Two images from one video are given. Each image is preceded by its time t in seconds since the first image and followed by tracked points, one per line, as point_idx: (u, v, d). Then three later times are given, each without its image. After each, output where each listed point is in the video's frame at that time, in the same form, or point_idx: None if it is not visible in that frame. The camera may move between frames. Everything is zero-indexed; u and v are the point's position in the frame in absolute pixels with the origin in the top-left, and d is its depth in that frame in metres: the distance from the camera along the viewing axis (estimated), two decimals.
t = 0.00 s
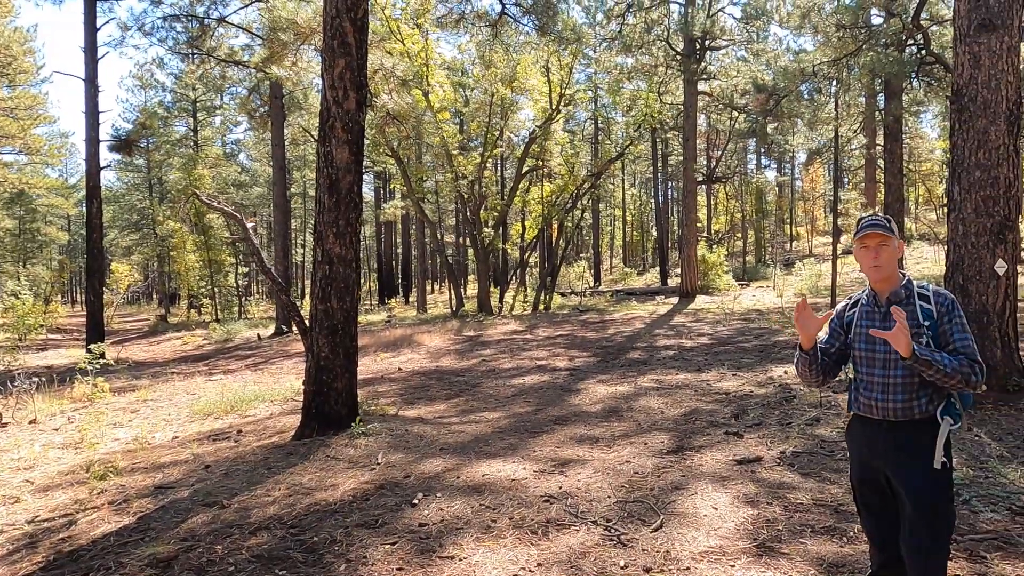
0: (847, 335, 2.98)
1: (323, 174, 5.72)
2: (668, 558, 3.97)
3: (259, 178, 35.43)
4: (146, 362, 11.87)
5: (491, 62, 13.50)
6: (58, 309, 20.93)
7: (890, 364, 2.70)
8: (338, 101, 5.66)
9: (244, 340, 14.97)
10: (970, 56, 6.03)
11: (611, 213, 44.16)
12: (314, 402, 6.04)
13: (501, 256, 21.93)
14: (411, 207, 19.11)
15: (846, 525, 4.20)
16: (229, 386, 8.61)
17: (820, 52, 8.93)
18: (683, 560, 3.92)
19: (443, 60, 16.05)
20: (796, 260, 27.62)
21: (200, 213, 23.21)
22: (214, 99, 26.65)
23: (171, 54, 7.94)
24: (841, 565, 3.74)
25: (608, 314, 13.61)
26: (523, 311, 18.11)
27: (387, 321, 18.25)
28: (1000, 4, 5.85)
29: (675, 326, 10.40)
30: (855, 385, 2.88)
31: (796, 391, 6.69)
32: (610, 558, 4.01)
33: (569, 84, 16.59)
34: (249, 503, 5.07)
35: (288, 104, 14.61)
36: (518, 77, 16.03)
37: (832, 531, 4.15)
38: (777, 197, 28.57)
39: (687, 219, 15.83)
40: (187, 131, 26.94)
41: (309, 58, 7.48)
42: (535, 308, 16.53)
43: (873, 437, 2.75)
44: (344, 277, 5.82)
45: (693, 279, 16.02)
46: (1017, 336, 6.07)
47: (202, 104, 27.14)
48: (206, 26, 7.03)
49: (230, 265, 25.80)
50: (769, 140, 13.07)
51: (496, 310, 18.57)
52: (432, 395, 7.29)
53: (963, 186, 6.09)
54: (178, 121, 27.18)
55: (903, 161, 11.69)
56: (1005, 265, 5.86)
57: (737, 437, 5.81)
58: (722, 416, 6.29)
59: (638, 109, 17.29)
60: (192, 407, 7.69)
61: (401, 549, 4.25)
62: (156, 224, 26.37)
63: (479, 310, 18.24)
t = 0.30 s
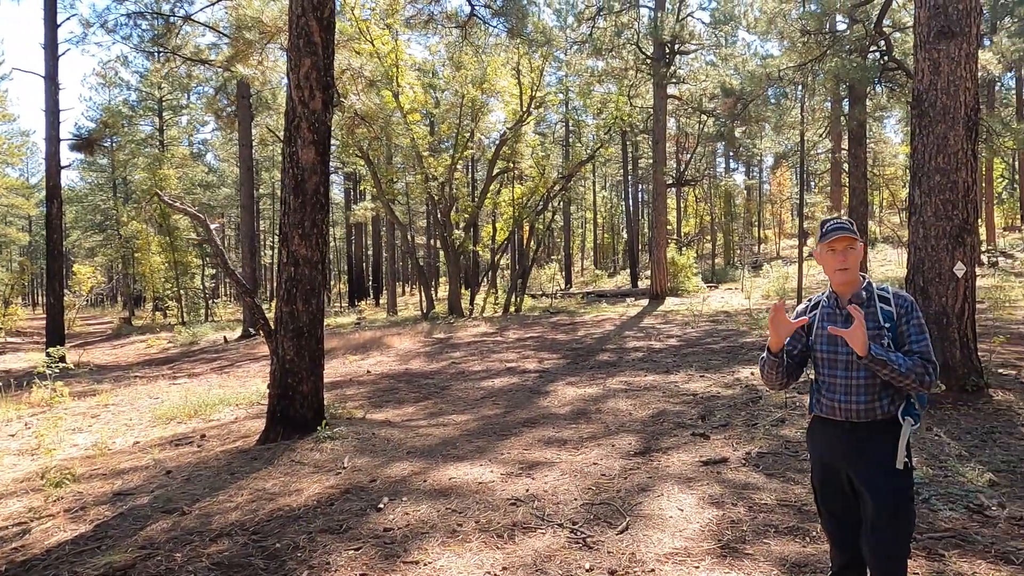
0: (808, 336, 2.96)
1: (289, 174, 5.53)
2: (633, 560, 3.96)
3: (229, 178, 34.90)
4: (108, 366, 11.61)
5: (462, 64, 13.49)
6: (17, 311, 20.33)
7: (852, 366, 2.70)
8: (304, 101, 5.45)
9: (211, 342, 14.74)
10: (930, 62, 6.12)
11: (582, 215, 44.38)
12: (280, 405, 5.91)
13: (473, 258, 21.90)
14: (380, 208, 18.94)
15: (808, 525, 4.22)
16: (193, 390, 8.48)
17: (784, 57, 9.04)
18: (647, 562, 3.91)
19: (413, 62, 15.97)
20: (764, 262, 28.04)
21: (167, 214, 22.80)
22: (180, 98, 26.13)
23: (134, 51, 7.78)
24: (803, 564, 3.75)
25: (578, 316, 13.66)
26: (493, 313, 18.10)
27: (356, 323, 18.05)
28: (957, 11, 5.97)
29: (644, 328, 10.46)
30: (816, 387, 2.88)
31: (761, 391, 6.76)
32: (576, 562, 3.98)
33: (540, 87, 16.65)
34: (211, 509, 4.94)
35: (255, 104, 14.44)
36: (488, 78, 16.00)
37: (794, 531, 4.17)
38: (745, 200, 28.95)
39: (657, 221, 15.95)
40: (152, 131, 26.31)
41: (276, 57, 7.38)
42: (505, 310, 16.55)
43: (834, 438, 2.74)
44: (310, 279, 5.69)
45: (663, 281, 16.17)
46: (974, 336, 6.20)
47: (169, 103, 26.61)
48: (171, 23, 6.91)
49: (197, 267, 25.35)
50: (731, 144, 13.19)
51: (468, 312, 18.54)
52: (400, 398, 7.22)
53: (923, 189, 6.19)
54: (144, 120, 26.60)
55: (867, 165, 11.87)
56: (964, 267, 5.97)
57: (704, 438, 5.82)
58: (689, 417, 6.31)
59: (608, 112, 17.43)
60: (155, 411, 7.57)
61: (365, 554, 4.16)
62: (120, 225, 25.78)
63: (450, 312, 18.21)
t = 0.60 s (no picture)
0: (771, 338, 2.96)
1: (252, 174, 5.41)
2: (600, 562, 3.83)
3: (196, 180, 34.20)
4: (66, 372, 11.28)
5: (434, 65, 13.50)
6: None
7: (816, 366, 2.69)
8: (268, 100, 5.34)
9: (175, 347, 14.42)
10: (893, 67, 6.15)
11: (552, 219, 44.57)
12: (243, 409, 5.75)
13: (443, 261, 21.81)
14: (351, 211, 18.76)
15: (773, 525, 4.15)
16: (155, 396, 8.30)
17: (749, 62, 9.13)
18: (614, 564, 3.79)
19: (383, 63, 15.85)
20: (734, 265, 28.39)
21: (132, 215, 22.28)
22: (146, 98, 25.56)
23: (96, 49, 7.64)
24: (769, 564, 3.65)
25: (548, 319, 13.70)
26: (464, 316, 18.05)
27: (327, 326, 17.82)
28: (919, 17, 5.99)
29: (614, 330, 10.48)
30: (781, 387, 2.87)
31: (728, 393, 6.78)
32: (542, 565, 3.84)
33: (511, 89, 16.70)
34: (170, 516, 4.71)
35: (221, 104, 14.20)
36: (458, 80, 16.04)
37: (760, 531, 4.09)
38: (715, 203, 29.32)
39: (627, 224, 16.08)
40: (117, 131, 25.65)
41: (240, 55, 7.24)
42: (477, 313, 16.54)
43: (800, 438, 2.73)
44: (275, 281, 5.55)
45: (633, 283, 16.30)
46: (935, 336, 6.31)
47: (134, 103, 26.02)
48: (136, 22, 6.80)
49: (163, 269, 24.81)
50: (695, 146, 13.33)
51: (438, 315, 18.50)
52: (368, 401, 7.11)
53: (887, 192, 6.26)
54: (108, 120, 25.91)
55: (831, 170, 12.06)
56: (925, 269, 6.05)
57: (672, 440, 5.77)
58: (658, 419, 6.26)
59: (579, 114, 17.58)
60: (116, 417, 7.40)
61: (329, 560, 3.97)
62: (82, 227, 25.05)
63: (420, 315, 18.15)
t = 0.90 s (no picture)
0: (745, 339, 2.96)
1: (217, 173, 5.29)
2: (571, 567, 3.62)
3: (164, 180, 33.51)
4: (23, 376, 10.96)
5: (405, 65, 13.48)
6: None
7: (787, 366, 2.69)
8: (233, 97, 5.24)
9: (140, 349, 14.11)
10: (860, 71, 6.03)
11: (524, 221, 44.63)
12: (206, 412, 5.59)
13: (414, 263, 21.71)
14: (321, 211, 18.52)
15: (743, 525, 3.98)
16: (117, 399, 8.13)
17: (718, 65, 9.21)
18: (583, 567, 3.58)
19: (354, 63, 15.85)
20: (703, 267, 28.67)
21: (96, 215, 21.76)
22: (110, 95, 24.89)
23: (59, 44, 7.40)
24: (738, 566, 3.50)
25: (520, 320, 13.70)
26: (436, 318, 17.93)
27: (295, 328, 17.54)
28: (885, 22, 5.90)
29: (585, 332, 10.51)
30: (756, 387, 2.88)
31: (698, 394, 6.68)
32: (510, 568, 3.64)
33: (483, 90, 16.72)
34: (130, 523, 4.52)
35: (188, 103, 13.96)
36: (430, 81, 16.07)
37: (729, 532, 3.92)
38: (685, 206, 29.60)
39: (598, 226, 16.17)
40: (81, 130, 24.98)
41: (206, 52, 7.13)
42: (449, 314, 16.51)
43: (774, 437, 2.74)
44: (241, 281, 5.41)
45: (605, 285, 16.36)
46: (900, 336, 6.30)
47: (98, 101, 25.36)
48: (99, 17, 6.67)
49: (129, 270, 24.26)
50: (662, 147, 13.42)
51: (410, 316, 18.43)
52: (336, 404, 6.99)
53: (854, 194, 6.12)
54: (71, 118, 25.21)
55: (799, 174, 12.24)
56: (891, 270, 6.01)
57: (642, 441, 5.59)
58: (628, 421, 6.11)
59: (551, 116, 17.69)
60: (76, 421, 7.24)
61: (291, 567, 3.74)
62: (44, 227, 24.37)
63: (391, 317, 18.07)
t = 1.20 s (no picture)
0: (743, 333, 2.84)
1: (179, 170, 5.18)
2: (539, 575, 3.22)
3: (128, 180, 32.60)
4: None
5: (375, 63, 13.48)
6: None
7: (773, 362, 2.57)
8: (197, 92, 5.14)
9: (102, 352, 13.76)
10: (829, 73, 5.61)
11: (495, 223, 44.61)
12: (168, 415, 5.40)
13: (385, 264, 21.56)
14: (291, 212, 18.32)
15: (716, 526, 3.63)
16: (77, 403, 7.97)
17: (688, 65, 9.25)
18: (554, 572, 3.21)
19: (325, 62, 15.83)
20: (675, 268, 28.85)
21: (58, 215, 21.14)
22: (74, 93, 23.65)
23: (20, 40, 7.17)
24: (711, 568, 3.18)
25: (493, 322, 13.68)
26: (408, 319, 17.89)
27: (265, 330, 17.32)
28: (854, 23, 5.49)
29: (557, 333, 10.50)
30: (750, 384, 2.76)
31: (671, 394, 6.08)
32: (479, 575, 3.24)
33: (455, 90, 16.73)
34: (85, 531, 4.23)
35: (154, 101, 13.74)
36: (401, 81, 16.04)
37: (702, 533, 3.53)
38: (656, 208, 29.83)
39: (571, 227, 16.23)
40: (43, 127, 24.08)
41: (168, 46, 7.03)
42: (421, 316, 16.49)
43: (759, 433, 2.63)
44: (205, 281, 5.32)
45: (577, 286, 16.41)
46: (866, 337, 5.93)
47: (61, 99, 24.13)
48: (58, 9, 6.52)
49: (91, 271, 23.62)
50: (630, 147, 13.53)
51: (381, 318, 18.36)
52: (305, 407, 6.90)
53: (823, 197, 5.74)
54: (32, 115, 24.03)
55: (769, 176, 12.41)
56: (860, 271, 5.58)
57: (615, 441, 5.04)
58: (600, 421, 5.56)
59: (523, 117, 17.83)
60: (32, 426, 7.03)
61: None
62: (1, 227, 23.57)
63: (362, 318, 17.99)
